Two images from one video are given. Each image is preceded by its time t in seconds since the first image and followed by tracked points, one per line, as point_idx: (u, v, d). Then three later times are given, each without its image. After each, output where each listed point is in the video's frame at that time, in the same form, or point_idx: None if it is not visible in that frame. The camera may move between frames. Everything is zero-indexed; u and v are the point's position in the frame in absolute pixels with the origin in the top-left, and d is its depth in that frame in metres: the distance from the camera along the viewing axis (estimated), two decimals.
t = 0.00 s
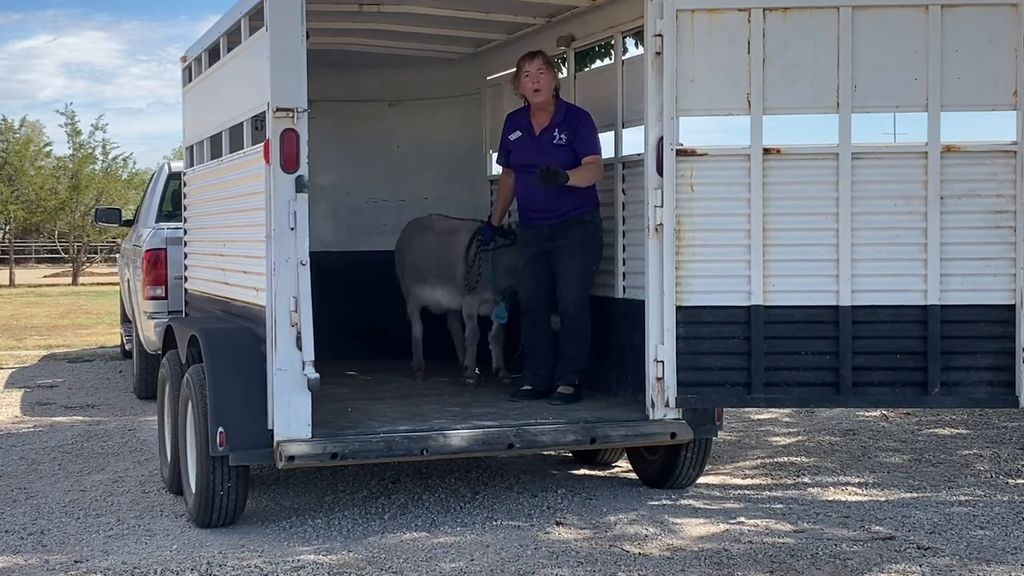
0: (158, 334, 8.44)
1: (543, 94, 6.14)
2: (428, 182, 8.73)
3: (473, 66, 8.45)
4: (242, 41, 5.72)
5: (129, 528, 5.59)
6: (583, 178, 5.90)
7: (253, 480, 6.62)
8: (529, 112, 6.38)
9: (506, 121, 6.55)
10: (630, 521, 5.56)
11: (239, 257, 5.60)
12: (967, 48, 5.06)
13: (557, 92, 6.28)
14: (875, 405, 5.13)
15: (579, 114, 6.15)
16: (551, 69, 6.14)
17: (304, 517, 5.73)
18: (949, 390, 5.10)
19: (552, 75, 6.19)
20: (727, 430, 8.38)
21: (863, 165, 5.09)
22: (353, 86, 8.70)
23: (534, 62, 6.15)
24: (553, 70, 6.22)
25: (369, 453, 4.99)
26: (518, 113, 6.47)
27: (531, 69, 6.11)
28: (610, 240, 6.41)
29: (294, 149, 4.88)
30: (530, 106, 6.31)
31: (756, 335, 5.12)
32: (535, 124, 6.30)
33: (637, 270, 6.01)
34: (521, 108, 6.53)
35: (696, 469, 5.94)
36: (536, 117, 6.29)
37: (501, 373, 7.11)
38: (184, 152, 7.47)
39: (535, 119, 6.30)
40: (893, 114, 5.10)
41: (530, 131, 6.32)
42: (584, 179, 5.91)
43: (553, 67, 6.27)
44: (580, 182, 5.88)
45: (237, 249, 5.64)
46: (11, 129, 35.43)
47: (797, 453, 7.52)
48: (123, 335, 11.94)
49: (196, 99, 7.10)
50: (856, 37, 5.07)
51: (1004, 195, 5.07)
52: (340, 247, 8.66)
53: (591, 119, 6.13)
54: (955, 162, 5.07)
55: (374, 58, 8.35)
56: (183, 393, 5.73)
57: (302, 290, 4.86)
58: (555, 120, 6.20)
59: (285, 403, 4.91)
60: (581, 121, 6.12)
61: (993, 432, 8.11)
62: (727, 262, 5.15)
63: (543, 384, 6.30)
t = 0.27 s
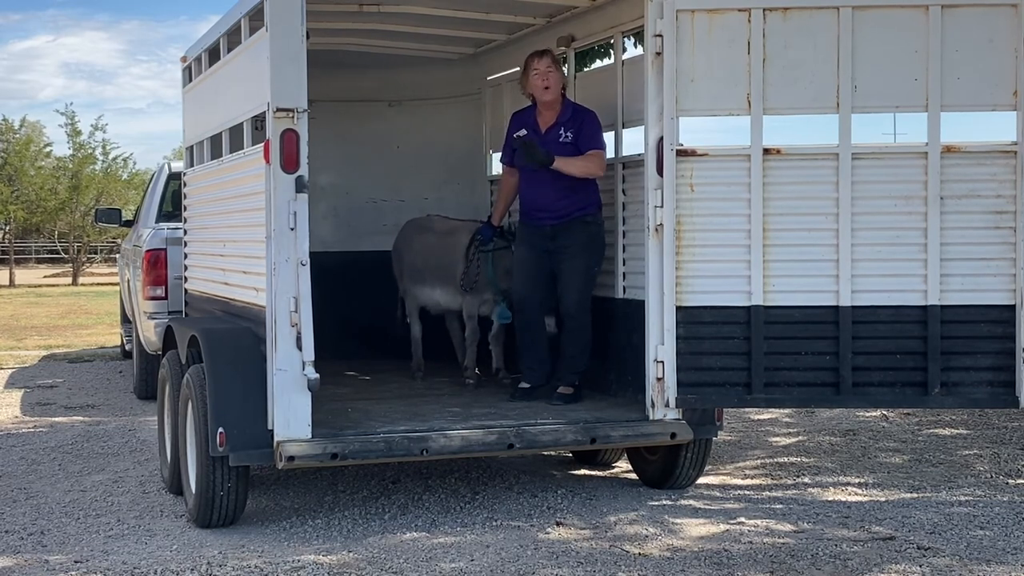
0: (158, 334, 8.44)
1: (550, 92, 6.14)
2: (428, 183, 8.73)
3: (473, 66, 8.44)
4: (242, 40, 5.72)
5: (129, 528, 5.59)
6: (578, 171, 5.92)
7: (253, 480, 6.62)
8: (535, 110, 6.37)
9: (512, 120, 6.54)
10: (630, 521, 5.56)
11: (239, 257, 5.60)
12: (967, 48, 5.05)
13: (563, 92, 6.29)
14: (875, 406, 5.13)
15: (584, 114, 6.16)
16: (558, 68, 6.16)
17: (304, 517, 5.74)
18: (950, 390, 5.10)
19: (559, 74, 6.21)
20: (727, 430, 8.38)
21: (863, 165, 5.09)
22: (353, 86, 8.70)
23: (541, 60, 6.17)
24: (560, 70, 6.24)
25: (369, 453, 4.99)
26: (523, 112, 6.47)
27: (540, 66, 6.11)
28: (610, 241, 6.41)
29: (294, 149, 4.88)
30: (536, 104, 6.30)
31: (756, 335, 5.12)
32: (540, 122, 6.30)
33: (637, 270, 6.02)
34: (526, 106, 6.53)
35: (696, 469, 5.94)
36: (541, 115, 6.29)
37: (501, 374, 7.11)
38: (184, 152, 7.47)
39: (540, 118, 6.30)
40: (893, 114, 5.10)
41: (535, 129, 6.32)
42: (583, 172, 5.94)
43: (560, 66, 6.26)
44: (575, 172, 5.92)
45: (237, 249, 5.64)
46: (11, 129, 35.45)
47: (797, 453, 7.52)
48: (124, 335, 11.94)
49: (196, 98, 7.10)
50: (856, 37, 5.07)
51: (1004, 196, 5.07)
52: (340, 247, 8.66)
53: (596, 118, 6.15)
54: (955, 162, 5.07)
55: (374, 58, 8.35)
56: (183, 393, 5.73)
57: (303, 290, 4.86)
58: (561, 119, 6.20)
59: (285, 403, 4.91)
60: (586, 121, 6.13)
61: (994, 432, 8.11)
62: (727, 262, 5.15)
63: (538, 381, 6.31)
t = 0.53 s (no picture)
0: (158, 335, 8.44)
1: (549, 98, 6.13)
2: (428, 183, 8.73)
3: (473, 66, 8.44)
4: (242, 41, 5.72)
5: (129, 528, 5.59)
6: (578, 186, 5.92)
7: (253, 480, 6.62)
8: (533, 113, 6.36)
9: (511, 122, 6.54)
10: (630, 521, 5.56)
11: (239, 257, 5.60)
12: (967, 48, 5.06)
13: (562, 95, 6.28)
14: (876, 405, 5.13)
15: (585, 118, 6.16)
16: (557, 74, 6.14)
17: (304, 517, 5.74)
18: (950, 390, 5.10)
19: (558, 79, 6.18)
20: (727, 430, 8.38)
21: (863, 165, 5.09)
22: (353, 86, 8.71)
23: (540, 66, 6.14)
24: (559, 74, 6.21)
25: (369, 453, 4.99)
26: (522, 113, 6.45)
27: (538, 77, 6.10)
28: (610, 241, 6.41)
29: (294, 149, 4.88)
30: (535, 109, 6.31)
31: (756, 335, 5.12)
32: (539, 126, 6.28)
33: (637, 270, 6.02)
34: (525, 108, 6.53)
35: (696, 469, 5.94)
36: (541, 119, 6.28)
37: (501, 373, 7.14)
38: (184, 152, 7.47)
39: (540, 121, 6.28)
40: (893, 114, 5.10)
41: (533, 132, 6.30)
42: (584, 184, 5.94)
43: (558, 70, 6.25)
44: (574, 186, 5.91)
45: (237, 249, 5.64)
46: (11, 129, 35.48)
47: (797, 453, 7.52)
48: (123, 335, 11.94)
49: (196, 98, 7.10)
50: (856, 37, 5.07)
51: (1004, 195, 5.07)
52: (340, 247, 8.66)
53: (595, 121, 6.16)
54: (955, 162, 5.07)
55: (373, 58, 8.35)
56: (183, 393, 5.73)
57: (303, 290, 4.86)
58: (560, 123, 6.20)
59: (285, 403, 4.91)
60: (587, 125, 6.13)
61: (993, 432, 8.11)
62: (727, 262, 5.15)
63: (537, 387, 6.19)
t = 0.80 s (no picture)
0: (158, 334, 8.44)
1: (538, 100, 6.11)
2: (428, 183, 8.73)
3: (473, 66, 8.44)
4: (242, 40, 5.72)
5: (129, 528, 5.59)
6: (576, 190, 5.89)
7: (253, 480, 6.62)
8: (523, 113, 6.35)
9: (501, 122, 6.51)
10: (630, 521, 5.56)
11: (239, 257, 5.60)
12: (967, 48, 5.06)
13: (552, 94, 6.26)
14: (876, 405, 5.13)
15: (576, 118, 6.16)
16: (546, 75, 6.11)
17: (304, 517, 5.74)
18: (950, 390, 5.10)
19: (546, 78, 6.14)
20: (727, 430, 8.38)
21: (863, 165, 5.09)
22: (353, 86, 8.71)
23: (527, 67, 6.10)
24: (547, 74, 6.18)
25: (369, 453, 4.99)
26: (513, 115, 6.44)
27: (527, 79, 6.05)
28: (610, 241, 6.41)
29: (294, 149, 4.88)
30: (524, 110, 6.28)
31: (756, 335, 5.12)
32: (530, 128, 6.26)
33: (637, 270, 6.02)
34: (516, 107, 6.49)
35: (696, 469, 5.95)
36: (531, 120, 6.26)
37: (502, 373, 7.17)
38: (184, 152, 7.47)
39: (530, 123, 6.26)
40: (893, 114, 5.10)
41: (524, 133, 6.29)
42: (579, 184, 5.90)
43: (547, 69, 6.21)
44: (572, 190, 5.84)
45: (237, 249, 5.64)
46: (11, 129, 35.49)
47: (797, 453, 7.52)
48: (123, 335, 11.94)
49: (196, 98, 7.10)
50: (856, 37, 5.07)
51: (1004, 196, 5.07)
52: (340, 247, 8.66)
53: (585, 121, 6.15)
54: (955, 162, 5.07)
55: (373, 58, 8.35)
56: (183, 393, 5.73)
57: (303, 290, 4.86)
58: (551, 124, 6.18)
59: (285, 403, 4.91)
60: (577, 125, 6.12)
61: (993, 432, 8.11)
62: (727, 262, 5.15)
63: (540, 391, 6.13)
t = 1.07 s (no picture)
0: (158, 335, 8.44)
1: (523, 101, 6.03)
2: (428, 183, 8.73)
3: (473, 66, 8.44)
4: (242, 40, 5.72)
5: (129, 528, 5.59)
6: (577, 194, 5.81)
7: (253, 480, 6.62)
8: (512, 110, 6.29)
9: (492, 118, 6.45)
10: (630, 521, 5.56)
11: (239, 257, 5.60)
12: (967, 48, 5.06)
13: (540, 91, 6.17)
14: (876, 406, 5.13)
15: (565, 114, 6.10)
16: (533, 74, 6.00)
17: (304, 517, 5.74)
18: (950, 390, 5.10)
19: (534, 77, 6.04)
20: (727, 430, 8.38)
21: (863, 165, 5.09)
22: (353, 86, 8.71)
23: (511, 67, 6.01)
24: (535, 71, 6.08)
25: (369, 453, 4.99)
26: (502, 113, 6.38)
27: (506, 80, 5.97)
28: (610, 241, 6.41)
29: (294, 149, 4.88)
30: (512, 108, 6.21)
31: (756, 335, 5.12)
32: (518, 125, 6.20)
33: (637, 270, 6.02)
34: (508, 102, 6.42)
35: (696, 469, 5.95)
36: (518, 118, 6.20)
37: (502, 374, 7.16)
38: (184, 152, 7.47)
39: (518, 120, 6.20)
40: (893, 114, 5.10)
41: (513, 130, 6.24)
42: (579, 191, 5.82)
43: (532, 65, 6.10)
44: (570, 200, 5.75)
45: (237, 249, 5.64)
46: (11, 129, 35.50)
47: (797, 453, 7.52)
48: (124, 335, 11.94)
49: (196, 98, 7.10)
50: (856, 37, 5.07)
51: (1004, 196, 5.07)
52: (340, 247, 8.66)
53: (574, 118, 6.07)
54: (955, 162, 5.07)
55: (373, 58, 8.35)
56: (183, 393, 5.73)
57: (303, 290, 4.87)
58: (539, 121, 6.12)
59: (285, 403, 4.91)
60: (566, 121, 6.06)
61: (994, 432, 8.11)
62: (727, 262, 5.15)
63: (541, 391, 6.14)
